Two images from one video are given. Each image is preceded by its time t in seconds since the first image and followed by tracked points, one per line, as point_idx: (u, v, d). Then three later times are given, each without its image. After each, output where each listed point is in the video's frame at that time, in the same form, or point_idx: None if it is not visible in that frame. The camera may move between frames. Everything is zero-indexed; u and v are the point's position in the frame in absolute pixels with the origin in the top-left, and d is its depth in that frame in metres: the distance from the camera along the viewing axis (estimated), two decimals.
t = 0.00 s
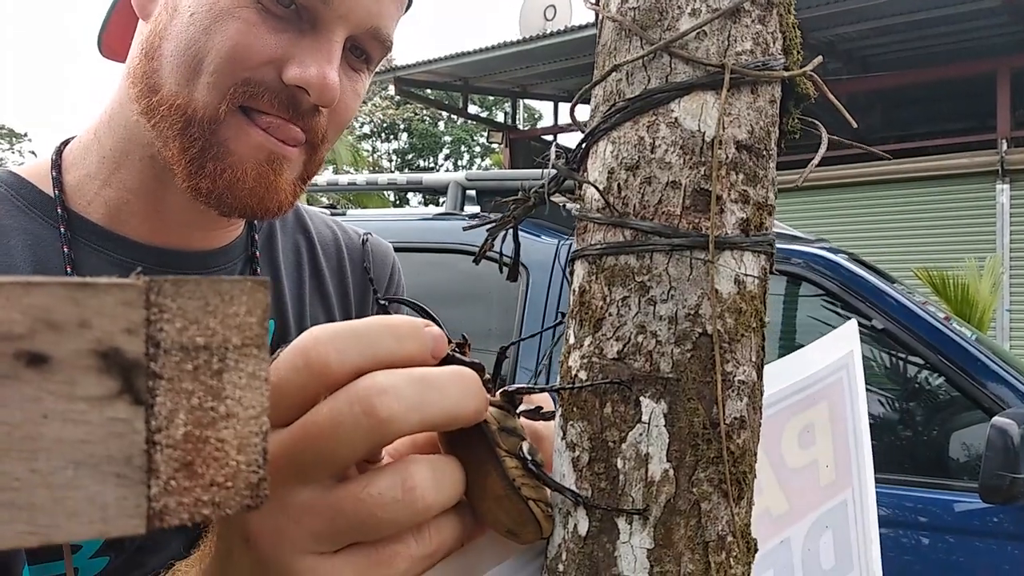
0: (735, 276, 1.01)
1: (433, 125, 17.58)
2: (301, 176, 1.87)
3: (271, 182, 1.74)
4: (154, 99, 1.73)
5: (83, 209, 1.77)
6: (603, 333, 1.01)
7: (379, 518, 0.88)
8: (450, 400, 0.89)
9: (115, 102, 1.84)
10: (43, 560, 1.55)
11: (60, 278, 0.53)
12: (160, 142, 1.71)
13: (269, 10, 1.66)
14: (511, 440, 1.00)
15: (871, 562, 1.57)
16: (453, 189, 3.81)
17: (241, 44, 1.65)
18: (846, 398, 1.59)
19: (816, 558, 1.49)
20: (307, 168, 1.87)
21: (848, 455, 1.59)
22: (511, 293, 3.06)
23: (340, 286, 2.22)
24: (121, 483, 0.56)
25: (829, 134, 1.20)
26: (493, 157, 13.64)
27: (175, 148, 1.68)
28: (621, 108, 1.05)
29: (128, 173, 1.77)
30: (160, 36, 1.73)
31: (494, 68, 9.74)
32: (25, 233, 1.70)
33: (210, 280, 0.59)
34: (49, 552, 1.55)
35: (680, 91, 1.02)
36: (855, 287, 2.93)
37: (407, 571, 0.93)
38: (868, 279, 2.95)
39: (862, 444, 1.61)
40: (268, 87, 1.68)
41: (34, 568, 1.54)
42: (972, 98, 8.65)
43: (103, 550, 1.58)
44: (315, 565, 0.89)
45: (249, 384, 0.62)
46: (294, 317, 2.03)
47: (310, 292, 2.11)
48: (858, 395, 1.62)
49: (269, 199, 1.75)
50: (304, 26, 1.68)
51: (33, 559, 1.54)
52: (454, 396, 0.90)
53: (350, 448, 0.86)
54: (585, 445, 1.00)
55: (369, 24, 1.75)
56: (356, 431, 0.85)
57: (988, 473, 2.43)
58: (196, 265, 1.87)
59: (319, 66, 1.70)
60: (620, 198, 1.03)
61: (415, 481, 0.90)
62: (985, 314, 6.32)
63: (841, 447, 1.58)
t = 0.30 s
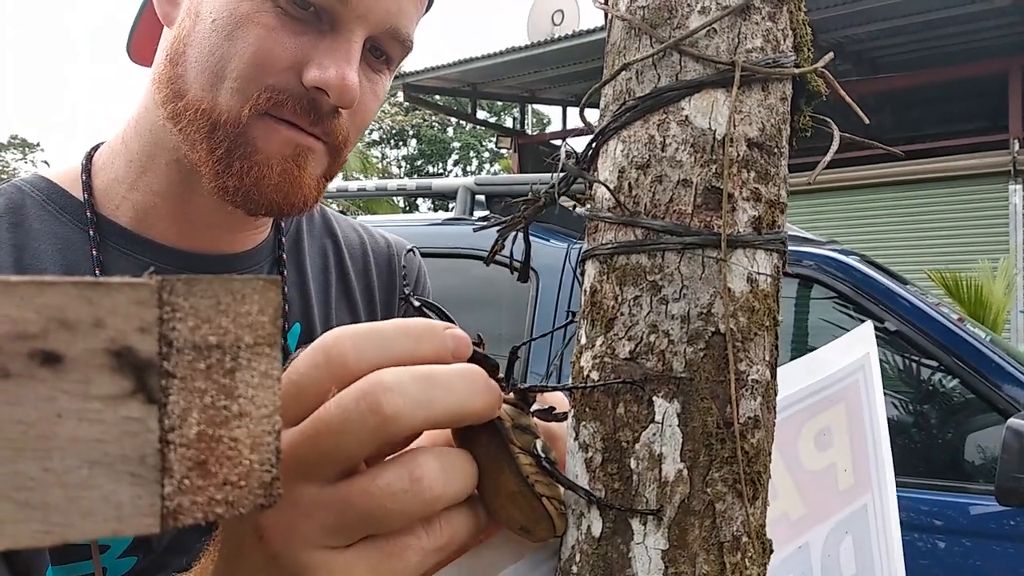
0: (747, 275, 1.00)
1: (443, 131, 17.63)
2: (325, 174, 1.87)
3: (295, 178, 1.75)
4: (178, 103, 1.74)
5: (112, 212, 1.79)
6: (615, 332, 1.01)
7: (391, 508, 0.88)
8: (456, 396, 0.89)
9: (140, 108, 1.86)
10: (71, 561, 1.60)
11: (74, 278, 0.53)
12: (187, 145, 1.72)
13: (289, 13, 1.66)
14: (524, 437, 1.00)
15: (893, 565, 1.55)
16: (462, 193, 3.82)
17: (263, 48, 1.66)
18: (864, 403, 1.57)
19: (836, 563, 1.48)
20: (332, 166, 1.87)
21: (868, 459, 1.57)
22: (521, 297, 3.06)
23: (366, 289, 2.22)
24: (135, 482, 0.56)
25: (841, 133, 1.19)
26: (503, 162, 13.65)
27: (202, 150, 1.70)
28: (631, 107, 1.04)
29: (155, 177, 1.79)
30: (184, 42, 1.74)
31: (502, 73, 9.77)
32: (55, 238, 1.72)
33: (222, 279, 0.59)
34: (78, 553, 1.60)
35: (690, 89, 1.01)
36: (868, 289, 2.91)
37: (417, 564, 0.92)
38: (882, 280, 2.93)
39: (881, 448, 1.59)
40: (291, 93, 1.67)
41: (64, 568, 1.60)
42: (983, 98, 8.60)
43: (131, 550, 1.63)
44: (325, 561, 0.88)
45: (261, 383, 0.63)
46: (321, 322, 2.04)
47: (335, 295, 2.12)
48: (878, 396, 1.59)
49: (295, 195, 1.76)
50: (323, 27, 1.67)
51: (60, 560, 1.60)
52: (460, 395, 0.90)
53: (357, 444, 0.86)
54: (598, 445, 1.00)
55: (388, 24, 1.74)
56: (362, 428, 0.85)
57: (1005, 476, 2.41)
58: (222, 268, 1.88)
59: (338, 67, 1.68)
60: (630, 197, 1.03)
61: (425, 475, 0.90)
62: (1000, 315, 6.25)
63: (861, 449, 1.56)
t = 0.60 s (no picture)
0: (759, 266, 0.99)
1: (452, 128, 17.63)
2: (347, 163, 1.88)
3: (317, 169, 1.76)
4: (200, 97, 1.74)
5: (135, 207, 1.78)
6: (625, 324, 1.00)
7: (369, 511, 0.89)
8: (448, 399, 0.90)
9: (161, 104, 1.86)
10: (91, 553, 1.61)
11: (82, 266, 0.53)
12: (208, 139, 1.72)
13: (309, 8, 1.68)
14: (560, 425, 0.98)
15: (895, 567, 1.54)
16: (472, 189, 3.82)
17: (284, 41, 1.67)
18: (876, 405, 1.55)
19: (834, 562, 1.48)
20: (353, 157, 1.88)
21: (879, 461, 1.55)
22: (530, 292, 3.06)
23: (388, 288, 2.20)
24: (143, 471, 0.56)
25: (854, 123, 1.17)
26: (512, 159, 13.63)
27: (224, 142, 1.69)
28: (641, 97, 1.04)
29: (178, 171, 1.78)
30: (206, 37, 1.75)
31: (512, 70, 9.75)
32: (80, 232, 1.71)
33: (230, 268, 0.59)
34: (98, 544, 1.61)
35: (702, 78, 1.00)
36: (881, 284, 2.89)
37: None
38: (895, 275, 2.91)
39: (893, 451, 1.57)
40: (309, 84, 1.68)
41: (84, 561, 1.61)
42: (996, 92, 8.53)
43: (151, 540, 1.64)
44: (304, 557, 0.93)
45: (270, 372, 0.62)
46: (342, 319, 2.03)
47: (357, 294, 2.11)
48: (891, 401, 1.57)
49: (316, 185, 1.76)
50: (342, 20, 1.70)
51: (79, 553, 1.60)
52: (454, 400, 0.90)
53: (348, 445, 0.92)
54: (609, 438, 0.99)
55: (408, 17, 1.76)
56: (352, 431, 0.91)
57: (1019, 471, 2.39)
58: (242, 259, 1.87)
59: (358, 61, 1.70)
60: (641, 187, 1.02)
61: (404, 482, 0.89)
62: (1014, 310, 6.19)
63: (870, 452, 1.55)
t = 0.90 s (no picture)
0: (751, 266, 1.00)
1: (453, 131, 17.64)
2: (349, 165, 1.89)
3: (318, 171, 1.78)
4: (201, 100, 1.75)
5: (140, 212, 1.79)
6: (619, 325, 1.01)
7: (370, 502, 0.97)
8: (434, 403, 0.97)
9: (164, 109, 1.87)
10: (96, 557, 1.62)
11: (78, 270, 0.54)
12: (210, 142, 1.73)
13: (309, 12, 1.68)
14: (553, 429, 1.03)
15: (900, 574, 1.54)
16: (472, 192, 3.83)
17: (283, 42, 1.68)
18: (872, 411, 1.56)
19: (841, 570, 1.48)
20: (356, 158, 1.89)
21: (878, 468, 1.56)
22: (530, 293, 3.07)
23: (392, 287, 2.20)
24: (138, 471, 0.57)
25: (846, 124, 1.18)
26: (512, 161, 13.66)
27: (225, 145, 1.70)
28: (634, 99, 1.04)
29: (181, 175, 1.79)
30: (206, 41, 1.76)
31: (512, 72, 9.76)
32: (85, 237, 1.73)
33: (224, 270, 0.60)
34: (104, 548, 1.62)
35: (693, 80, 1.01)
36: (881, 284, 2.89)
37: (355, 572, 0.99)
38: (894, 274, 2.91)
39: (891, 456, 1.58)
40: (309, 84, 1.70)
41: (89, 564, 1.61)
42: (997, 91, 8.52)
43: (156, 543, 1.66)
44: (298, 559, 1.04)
45: (263, 373, 0.63)
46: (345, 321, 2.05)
47: (358, 297, 2.12)
48: (887, 405, 1.58)
49: (318, 187, 1.78)
50: (343, 25, 1.70)
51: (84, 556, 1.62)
52: (439, 404, 0.97)
53: (344, 443, 1.00)
54: (603, 438, 1.00)
55: (408, 20, 1.77)
56: (343, 429, 0.99)
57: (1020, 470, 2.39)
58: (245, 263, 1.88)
59: (358, 65, 1.72)
60: (634, 189, 1.03)
61: (407, 475, 0.96)
62: (1016, 309, 6.19)
63: (868, 459, 1.56)
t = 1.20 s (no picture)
0: (742, 269, 1.00)
1: (450, 132, 17.64)
2: (338, 168, 1.90)
3: (306, 174, 1.78)
4: (188, 103, 1.75)
5: (126, 215, 1.79)
6: (610, 328, 1.01)
7: (369, 509, 0.99)
8: (427, 409, 0.98)
9: (151, 112, 1.87)
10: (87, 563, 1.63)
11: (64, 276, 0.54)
12: (196, 146, 1.73)
13: (296, 14, 1.68)
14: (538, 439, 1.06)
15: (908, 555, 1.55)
16: (469, 193, 3.83)
17: (269, 43, 1.67)
18: (862, 392, 1.57)
19: (848, 555, 1.48)
20: (345, 160, 1.89)
21: (874, 448, 1.56)
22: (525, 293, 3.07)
23: (382, 291, 2.21)
24: (125, 476, 0.57)
25: (837, 129, 1.18)
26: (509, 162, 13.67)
27: (212, 149, 1.70)
28: (625, 102, 1.05)
29: (167, 179, 1.79)
30: (192, 43, 1.76)
31: (508, 73, 9.77)
32: (71, 242, 1.72)
33: (211, 275, 0.60)
34: (93, 554, 1.63)
35: (684, 84, 1.02)
36: (876, 285, 2.90)
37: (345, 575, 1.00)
38: (889, 275, 2.92)
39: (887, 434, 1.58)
40: (296, 86, 1.70)
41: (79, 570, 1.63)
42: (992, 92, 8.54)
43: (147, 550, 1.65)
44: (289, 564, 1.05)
45: (252, 378, 0.62)
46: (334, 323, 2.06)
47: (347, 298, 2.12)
48: (875, 386, 1.59)
49: (306, 191, 1.78)
50: (330, 28, 1.70)
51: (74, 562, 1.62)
52: (432, 410, 0.98)
53: (340, 450, 1.02)
54: (594, 440, 1.00)
55: (396, 23, 1.77)
56: (336, 434, 1.01)
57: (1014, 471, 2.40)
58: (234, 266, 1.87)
59: (345, 69, 1.72)
60: (625, 192, 1.03)
61: (406, 484, 0.98)
62: (1010, 310, 6.21)
63: (863, 439, 1.56)
